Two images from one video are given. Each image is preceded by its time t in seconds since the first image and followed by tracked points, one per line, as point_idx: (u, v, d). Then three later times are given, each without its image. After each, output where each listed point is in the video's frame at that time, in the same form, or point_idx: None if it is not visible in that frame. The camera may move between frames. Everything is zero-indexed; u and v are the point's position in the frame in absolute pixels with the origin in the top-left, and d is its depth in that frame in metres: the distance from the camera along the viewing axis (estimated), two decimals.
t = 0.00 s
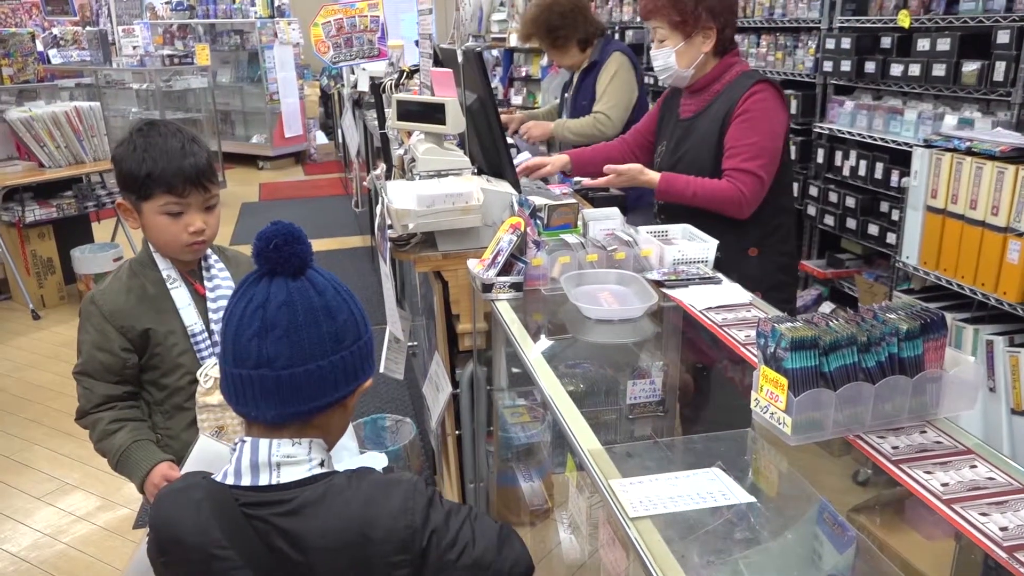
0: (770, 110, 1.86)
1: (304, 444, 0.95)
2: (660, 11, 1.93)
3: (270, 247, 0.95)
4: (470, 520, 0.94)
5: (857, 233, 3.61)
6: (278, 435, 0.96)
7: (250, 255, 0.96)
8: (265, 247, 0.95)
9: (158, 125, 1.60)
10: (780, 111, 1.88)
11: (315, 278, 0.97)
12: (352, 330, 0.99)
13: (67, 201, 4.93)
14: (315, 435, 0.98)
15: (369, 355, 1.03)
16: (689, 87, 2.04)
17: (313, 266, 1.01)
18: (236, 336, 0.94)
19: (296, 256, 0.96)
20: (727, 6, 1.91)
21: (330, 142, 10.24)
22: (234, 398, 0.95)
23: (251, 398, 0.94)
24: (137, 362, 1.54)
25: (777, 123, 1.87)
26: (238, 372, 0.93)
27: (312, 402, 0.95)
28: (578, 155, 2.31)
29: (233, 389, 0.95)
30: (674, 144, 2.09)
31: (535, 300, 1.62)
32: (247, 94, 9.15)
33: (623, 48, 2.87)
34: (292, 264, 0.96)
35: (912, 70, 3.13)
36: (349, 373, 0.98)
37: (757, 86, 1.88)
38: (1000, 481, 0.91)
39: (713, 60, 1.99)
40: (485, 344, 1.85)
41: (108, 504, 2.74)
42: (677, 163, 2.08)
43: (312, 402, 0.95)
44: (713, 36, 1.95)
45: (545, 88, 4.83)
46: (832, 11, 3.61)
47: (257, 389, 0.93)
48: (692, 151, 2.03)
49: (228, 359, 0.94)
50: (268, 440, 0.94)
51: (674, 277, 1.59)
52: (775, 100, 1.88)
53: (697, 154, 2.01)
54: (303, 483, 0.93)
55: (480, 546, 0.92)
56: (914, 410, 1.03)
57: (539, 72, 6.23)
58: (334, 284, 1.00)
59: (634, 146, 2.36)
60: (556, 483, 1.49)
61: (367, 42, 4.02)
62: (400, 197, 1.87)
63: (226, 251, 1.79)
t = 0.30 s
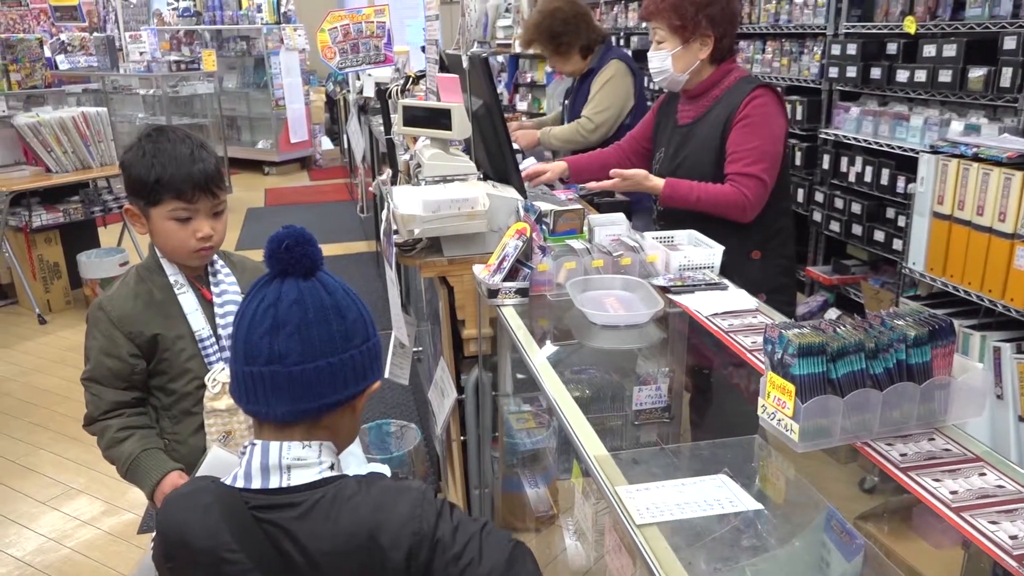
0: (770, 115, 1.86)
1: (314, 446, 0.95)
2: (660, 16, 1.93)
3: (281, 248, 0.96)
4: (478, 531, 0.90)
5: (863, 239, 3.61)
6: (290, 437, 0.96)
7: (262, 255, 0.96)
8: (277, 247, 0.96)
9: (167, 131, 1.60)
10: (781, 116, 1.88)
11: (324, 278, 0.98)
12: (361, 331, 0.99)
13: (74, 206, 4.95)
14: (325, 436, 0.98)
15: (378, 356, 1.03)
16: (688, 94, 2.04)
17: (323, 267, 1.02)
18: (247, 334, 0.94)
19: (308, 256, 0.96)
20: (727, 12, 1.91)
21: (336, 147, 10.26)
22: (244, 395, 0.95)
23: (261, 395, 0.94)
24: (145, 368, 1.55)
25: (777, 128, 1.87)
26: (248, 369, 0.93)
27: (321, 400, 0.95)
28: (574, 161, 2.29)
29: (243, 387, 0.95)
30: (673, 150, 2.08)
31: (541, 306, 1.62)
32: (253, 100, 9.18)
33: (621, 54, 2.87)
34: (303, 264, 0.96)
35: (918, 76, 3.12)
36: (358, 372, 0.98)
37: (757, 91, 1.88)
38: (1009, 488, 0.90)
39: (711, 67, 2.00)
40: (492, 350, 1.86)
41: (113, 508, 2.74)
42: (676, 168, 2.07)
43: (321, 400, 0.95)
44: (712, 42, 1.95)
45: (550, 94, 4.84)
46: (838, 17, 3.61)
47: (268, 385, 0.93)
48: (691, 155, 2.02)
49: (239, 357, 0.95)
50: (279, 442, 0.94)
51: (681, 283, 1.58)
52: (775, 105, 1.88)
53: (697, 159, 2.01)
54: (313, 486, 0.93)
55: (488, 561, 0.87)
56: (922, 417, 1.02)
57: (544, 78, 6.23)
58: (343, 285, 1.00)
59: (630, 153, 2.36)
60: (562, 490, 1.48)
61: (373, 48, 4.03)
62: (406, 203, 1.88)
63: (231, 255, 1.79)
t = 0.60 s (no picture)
0: (767, 124, 1.86)
1: (315, 459, 0.95)
2: (657, 27, 1.94)
3: (285, 257, 0.97)
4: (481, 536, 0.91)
5: (866, 247, 3.61)
6: (293, 447, 0.96)
7: (265, 265, 0.97)
8: (280, 255, 0.96)
9: (171, 140, 1.61)
10: (779, 125, 1.89)
11: (326, 287, 0.98)
12: (363, 340, 1.00)
13: (78, 215, 4.96)
14: (326, 447, 0.98)
15: (380, 366, 1.03)
16: (686, 102, 2.04)
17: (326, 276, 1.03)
18: (250, 342, 0.94)
19: (312, 264, 0.97)
20: (724, 21, 1.92)
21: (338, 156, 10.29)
22: (245, 403, 0.95)
23: (263, 402, 0.94)
24: (151, 377, 1.55)
25: (775, 136, 1.87)
26: (250, 377, 0.94)
27: (323, 407, 0.95)
28: (574, 166, 2.31)
29: (245, 394, 0.95)
30: (671, 158, 2.09)
31: (544, 315, 1.62)
32: (256, 109, 9.22)
33: (617, 64, 2.87)
34: (306, 272, 0.97)
35: (920, 85, 3.13)
36: (360, 381, 0.98)
37: (754, 100, 1.88)
38: (1013, 498, 0.90)
39: (710, 76, 2.00)
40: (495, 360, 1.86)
41: (115, 517, 2.74)
42: (674, 176, 2.07)
43: (323, 407, 0.95)
44: (709, 52, 1.95)
45: (552, 103, 4.86)
46: (840, 26, 3.62)
47: (270, 392, 0.93)
48: (690, 164, 2.02)
49: (241, 364, 0.95)
50: (280, 454, 0.94)
51: (683, 291, 1.58)
52: (773, 114, 1.88)
53: (695, 167, 2.01)
54: (314, 498, 0.92)
55: (493, 560, 0.88)
56: (926, 426, 1.02)
57: (547, 87, 6.25)
58: (346, 295, 1.01)
59: (632, 160, 2.35)
60: (565, 499, 1.48)
61: (377, 58, 4.04)
62: (409, 212, 1.88)
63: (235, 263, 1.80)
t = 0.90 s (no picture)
0: (763, 130, 1.87)
1: (312, 466, 0.94)
2: (652, 34, 1.94)
3: (270, 263, 0.98)
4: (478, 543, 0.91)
5: (866, 252, 3.61)
6: (286, 454, 0.95)
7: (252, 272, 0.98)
8: (265, 262, 0.97)
9: (172, 146, 1.61)
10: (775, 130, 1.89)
11: (312, 291, 0.98)
12: (350, 342, 0.98)
13: (79, 221, 4.97)
14: (323, 453, 0.98)
15: (373, 369, 1.02)
16: (683, 108, 2.05)
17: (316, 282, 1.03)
18: (236, 349, 0.95)
19: (295, 269, 0.97)
20: (719, 27, 1.92)
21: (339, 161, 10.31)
22: (234, 410, 0.96)
23: (248, 407, 0.94)
24: (154, 383, 1.55)
25: (771, 142, 1.87)
26: (236, 383, 0.95)
27: (308, 410, 0.94)
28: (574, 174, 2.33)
29: (233, 401, 0.96)
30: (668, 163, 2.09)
31: (545, 320, 1.62)
32: (258, 114, 9.24)
33: (613, 69, 2.88)
34: (289, 277, 0.97)
35: (920, 90, 3.13)
36: (348, 383, 0.97)
37: (749, 106, 1.89)
38: (1013, 502, 0.90)
39: (706, 81, 2.00)
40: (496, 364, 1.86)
41: (116, 523, 2.74)
42: (671, 182, 2.08)
43: (308, 410, 0.94)
44: (705, 58, 1.95)
45: (553, 108, 4.87)
46: (839, 32, 3.63)
47: (254, 397, 0.93)
48: (686, 169, 2.03)
49: (229, 371, 0.96)
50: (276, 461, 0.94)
51: (684, 296, 1.58)
52: (769, 119, 1.88)
53: (692, 173, 2.01)
54: (310, 506, 0.92)
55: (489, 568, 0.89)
56: (926, 430, 1.02)
57: (547, 92, 6.27)
58: (333, 298, 1.00)
59: (631, 167, 2.35)
60: (566, 505, 1.48)
61: (378, 64, 4.06)
62: (409, 217, 1.89)
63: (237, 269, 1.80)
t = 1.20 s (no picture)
0: (762, 129, 1.87)
1: (307, 468, 0.95)
2: (653, 27, 1.94)
3: (246, 266, 0.94)
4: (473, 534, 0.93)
5: (864, 250, 3.61)
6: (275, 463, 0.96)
7: (232, 275, 0.96)
8: (240, 267, 0.94)
9: (172, 146, 1.61)
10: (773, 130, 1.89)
11: (287, 297, 0.94)
12: (328, 350, 0.94)
13: (77, 222, 4.96)
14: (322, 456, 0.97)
15: (361, 372, 0.98)
16: (682, 105, 2.05)
17: (303, 278, 0.99)
18: (217, 360, 0.96)
19: (269, 275, 0.94)
20: (720, 24, 1.92)
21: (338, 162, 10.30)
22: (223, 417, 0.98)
23: (229, 421, 0.96)
24: (153, 384, 1.55)
25: (770, 141, 1.87)
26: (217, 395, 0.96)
27: (282, 426, 0.93)
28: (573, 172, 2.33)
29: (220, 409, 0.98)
30: (666, 160, 2.09)
31: (543, 319, 1.62)
32: (255, 115, 9.23)
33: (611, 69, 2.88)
34: (263, 283, 0.94)
35: (918, 89, 3.13)
36: (325, 395, 0.94)
37: (749, 105, 1.89)
38: (1012, 500, 0.90)
39: (705, 79, 2.00)
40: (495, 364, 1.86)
41: (115, 525, 2.74)
42: (669, 179, 2.08)
43: (281, 426, 0.93)
44: (705, 55, 1.95)
45: (551, 107, 4.86)
46: (837, 30, 3.63)
47: (232, 413, 0.94)
48: (685, 167, 2.03)
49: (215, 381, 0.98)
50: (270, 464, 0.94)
51: (682, 295, 1.58)
52: (768, 119, 1.88)
53: (690, 171, 2.01)
54: (305, 508, 0.92)
55: (483, 557, 0.91)
56: (925, 429, 1.02)
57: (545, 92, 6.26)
58: (314, 301, 0.96)
59: (631, 168, 2.35)
60: (565, 504, 1.48)
61: (375, 64, 4.05)
62: (408, 217, 1.88)
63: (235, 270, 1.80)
